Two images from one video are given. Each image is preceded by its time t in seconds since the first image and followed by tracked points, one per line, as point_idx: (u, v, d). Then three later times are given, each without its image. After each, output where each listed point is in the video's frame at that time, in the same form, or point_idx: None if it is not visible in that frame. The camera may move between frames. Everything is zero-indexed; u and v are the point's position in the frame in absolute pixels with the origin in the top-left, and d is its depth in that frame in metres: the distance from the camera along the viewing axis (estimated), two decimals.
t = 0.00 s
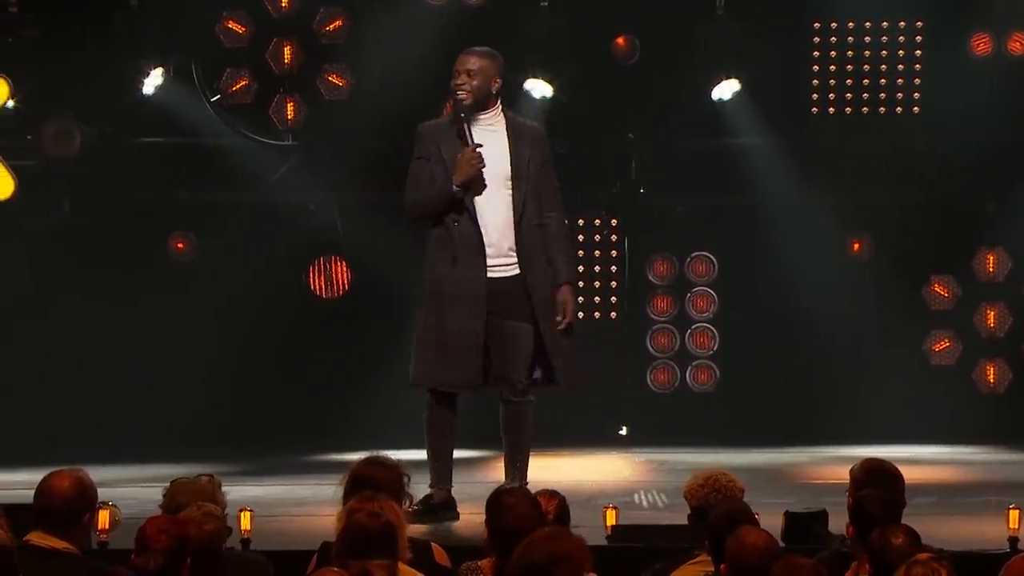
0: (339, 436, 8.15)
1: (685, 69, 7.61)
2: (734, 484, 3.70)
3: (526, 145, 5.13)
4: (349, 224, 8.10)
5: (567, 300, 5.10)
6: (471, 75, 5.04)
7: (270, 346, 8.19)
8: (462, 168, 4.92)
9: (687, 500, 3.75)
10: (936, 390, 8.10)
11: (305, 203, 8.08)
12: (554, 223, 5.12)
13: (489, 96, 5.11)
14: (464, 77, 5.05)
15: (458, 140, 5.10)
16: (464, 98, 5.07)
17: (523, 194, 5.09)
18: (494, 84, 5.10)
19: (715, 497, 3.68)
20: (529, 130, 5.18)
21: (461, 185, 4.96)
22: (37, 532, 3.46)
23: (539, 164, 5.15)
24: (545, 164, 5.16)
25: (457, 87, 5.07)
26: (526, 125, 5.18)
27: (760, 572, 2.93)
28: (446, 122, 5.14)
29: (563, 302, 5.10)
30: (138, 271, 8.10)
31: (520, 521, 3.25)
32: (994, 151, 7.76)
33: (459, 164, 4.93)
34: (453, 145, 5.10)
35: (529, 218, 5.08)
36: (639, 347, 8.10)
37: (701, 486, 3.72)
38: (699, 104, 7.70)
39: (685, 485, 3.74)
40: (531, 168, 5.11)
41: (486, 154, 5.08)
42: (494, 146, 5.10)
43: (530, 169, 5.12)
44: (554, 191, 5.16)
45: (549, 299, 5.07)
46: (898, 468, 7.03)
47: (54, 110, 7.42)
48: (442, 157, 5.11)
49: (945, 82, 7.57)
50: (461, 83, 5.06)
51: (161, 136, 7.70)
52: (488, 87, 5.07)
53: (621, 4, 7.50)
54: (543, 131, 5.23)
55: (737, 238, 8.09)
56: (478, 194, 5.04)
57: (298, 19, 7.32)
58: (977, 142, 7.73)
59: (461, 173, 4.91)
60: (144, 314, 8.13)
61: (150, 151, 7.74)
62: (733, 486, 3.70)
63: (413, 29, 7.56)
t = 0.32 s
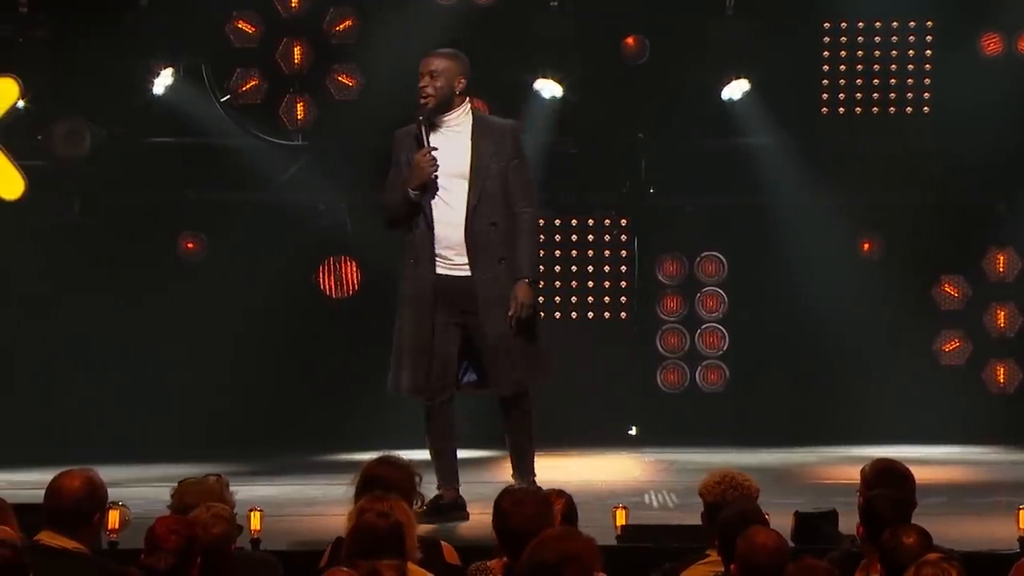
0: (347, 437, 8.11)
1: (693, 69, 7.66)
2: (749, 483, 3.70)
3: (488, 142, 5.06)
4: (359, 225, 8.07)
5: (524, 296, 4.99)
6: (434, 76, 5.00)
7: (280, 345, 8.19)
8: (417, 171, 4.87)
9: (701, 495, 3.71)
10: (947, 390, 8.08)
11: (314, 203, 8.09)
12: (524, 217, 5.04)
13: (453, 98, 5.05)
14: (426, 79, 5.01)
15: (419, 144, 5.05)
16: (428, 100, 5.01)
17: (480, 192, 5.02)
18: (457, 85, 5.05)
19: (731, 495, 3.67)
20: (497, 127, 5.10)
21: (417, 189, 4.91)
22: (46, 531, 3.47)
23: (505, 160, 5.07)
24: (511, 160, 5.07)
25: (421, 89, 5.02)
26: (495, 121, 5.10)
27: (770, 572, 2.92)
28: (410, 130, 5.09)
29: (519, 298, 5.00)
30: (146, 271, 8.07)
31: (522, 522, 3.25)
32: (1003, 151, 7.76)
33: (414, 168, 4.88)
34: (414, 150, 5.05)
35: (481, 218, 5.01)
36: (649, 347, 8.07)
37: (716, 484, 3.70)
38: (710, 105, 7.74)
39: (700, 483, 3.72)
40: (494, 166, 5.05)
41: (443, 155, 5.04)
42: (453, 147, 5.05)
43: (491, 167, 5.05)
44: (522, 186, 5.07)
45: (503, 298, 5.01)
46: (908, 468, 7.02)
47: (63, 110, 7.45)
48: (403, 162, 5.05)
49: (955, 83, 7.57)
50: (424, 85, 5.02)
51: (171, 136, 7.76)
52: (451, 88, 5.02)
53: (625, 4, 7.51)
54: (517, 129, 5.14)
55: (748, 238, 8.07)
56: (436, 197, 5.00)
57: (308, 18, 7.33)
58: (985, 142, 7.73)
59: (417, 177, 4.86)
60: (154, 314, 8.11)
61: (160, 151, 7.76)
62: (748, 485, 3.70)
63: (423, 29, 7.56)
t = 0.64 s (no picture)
0: (356, 436, 8.13)
1: (704, 69, 7.65)
2: (764, 484, 3.69)
3: (461, 139, 5.01)
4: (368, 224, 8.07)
5: (475, 287, 4.85)
6: (420, 75, 4.95)
7: (291, 346, 8.18)
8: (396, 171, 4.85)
9: (715, 494, 3.69)
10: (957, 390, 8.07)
11: (324, 204, 8.09)
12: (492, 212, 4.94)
13: (439, 96, 5.02)
14: (413, 76, 4.96)
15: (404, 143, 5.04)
16: (414, 98, 4.97)
17: (450, 189, 4.98)
18: (444, 84, 5.01)
19: (748, 495, 3.65)
20: (475, 124, 5.03)
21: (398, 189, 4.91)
22: (56, 532, 3.48)
23: (479, 157, 4.99)
24: (485, 157, 5.00)
25: (408, 86, 4.98)
26: (476, 119, 5.04)
27: (780, 572, 2.92)
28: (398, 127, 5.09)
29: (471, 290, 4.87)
30: (156, 272, 8.07)
31: (531, 521, 3.25)
32: (1013, 150, 7.74)
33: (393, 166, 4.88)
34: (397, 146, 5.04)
35: (447, 214, 4.97)
36: (657, 347, 8.07)
37: (731, 484, 3.69)
38: (721, 105, 7.75)
39: (715, 484, 3.70)
40: (466, 163, 4.99)
41: (425, 154, 5.03)
42: (434, 145, 5.03)
43: (463, 164, 4.99)
44: (494, 182, 4.97)
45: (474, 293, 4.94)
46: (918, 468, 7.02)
47: (75, 111, 7.49)
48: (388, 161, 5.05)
49: (964, 83, 7.59)
50: (410, 82, 4.98)
51: (181, 136, 7.80)
52: (438, 87, 4.99)
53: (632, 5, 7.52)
54: (499, 125, 5.06)
55: (758, 239, 8.05)
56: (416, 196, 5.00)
57: (317, 18, 7.36)
58: (994, 143, 7.72)
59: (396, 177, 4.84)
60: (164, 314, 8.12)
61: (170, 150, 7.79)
62: (762, 487, 3.69)
63: (433, 29, 7.56)
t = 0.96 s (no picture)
0: (371, 437, 8.08)
1: (716, 68, 7.66)
2: (778, 484, 3.68)
3: (456, 141, 4.84)
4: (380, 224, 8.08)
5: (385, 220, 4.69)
6: (429, 78, 4.79)
7: (303, 346, 8.19)
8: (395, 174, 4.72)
9: (729, 494, 3.69)
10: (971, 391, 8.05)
11: (335, 204, 8.09)
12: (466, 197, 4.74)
13: (447, 100, 4.87)
14: (422, 79, 4.81)
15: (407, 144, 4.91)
16: (421, 100, 4.83)
17: (439, 191, 4.82)
18: (452, 88, 4.86)
19: (762, 496, 3.65)
20: (474, 127, 4.85)
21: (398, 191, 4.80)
22: (68, 532, 3.48)
23: (468, 157, 4.82)
24: (476, 160, 4.81)
25: (416, 89, 4.83)
26: (476, 124, 4.84)
27: (793, 572, 2.91)
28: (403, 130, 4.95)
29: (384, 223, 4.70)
30: (168, 272, 8.09)
31: (544, 519, 3.31)
32: None
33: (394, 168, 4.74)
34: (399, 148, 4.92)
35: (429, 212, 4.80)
36: (669, 347, 8.06)
37: (746, 484, 3.68)
38: (731, 104, 7.79)
39: (729, 484, 3.69)
40: (455, 165, 4.82)
41: (424, 157, 4.90)
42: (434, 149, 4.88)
43: (453, 166, 4.83)
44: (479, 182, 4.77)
45: (449, 296, 4.81)
46: (929, 468, 7.02)
47: (88, 110, 7.53)
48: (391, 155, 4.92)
49: (974, 84, 7.59)
50: (419, 85, 4.82)
51: (193, 136, 7.83)
52: (446, 91, 4.83)
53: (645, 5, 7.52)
54: (500, 130, 4.87)
55: (768, 238, 8.04)
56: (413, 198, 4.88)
57: (330, 18, 7.34)
58: (1003, 143, 7.72)
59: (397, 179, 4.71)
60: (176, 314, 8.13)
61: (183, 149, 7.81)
62: (778, 487, 3.68)
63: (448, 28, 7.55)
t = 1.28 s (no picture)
0: (391, 436, 8.09)
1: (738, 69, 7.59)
2: (803, 486, 3.67)
3: (462, 142, 4.80)
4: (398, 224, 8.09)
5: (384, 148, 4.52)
6: (442, 84, 4.73)
7: (322, 346, 8.20)
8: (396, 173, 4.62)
9: (754, 495, 3.67)
10: (992, 392, 8.02)
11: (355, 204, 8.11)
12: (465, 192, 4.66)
13: (459, 106, 4.82)
14: (435, 85, 4.74)
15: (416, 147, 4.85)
16: (433, 106, 4.77)
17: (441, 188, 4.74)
18: (465, 94, 4.81)
19: (786, 497, 3.64)
20: (483, 132, 4.80)
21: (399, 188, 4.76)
22: (87, 532, 3.48)
23: (471, 155, 4.76)
24: (478, 159, 4.75)
25: (429, 94, 4.77)
26: (487, 129, 4.80)
27: (815, 573, 2.91)
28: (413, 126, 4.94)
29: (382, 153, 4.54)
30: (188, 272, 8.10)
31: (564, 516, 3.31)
32: None
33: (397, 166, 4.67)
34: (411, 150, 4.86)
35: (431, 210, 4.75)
36: (689, 347, 8.04)
37: (771, 485, 3.67)
38: (751, 104, 7.72)
39: (755, 484, 3.68)
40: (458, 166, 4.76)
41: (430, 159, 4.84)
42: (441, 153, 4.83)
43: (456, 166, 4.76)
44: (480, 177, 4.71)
45: (446, 293, 4.76)
46: (950, 468, 7.01)
47: (108, 111, 7.50)
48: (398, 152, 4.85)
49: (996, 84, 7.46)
50: (432, 91, 4.76)
51: (214, 136, 7.81)
52: (459, 98, 4.78)
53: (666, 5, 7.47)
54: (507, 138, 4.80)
55: (788, 237, 8.04)
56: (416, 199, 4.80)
57: (348, 18, 7.27)
58: None
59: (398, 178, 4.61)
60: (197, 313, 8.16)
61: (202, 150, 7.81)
62: (802, 488, 3.67)
63: (467, 29, 7.50)
